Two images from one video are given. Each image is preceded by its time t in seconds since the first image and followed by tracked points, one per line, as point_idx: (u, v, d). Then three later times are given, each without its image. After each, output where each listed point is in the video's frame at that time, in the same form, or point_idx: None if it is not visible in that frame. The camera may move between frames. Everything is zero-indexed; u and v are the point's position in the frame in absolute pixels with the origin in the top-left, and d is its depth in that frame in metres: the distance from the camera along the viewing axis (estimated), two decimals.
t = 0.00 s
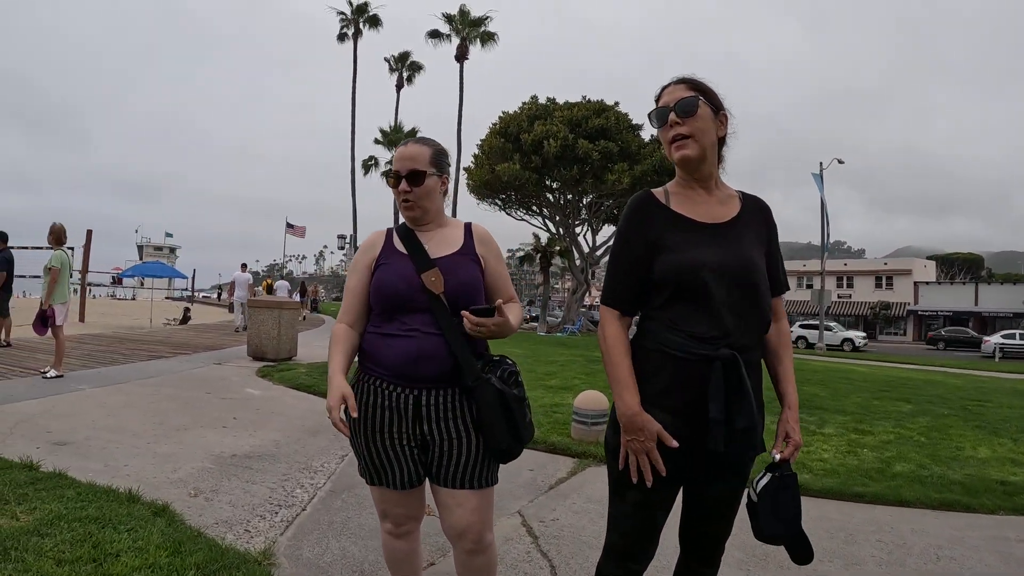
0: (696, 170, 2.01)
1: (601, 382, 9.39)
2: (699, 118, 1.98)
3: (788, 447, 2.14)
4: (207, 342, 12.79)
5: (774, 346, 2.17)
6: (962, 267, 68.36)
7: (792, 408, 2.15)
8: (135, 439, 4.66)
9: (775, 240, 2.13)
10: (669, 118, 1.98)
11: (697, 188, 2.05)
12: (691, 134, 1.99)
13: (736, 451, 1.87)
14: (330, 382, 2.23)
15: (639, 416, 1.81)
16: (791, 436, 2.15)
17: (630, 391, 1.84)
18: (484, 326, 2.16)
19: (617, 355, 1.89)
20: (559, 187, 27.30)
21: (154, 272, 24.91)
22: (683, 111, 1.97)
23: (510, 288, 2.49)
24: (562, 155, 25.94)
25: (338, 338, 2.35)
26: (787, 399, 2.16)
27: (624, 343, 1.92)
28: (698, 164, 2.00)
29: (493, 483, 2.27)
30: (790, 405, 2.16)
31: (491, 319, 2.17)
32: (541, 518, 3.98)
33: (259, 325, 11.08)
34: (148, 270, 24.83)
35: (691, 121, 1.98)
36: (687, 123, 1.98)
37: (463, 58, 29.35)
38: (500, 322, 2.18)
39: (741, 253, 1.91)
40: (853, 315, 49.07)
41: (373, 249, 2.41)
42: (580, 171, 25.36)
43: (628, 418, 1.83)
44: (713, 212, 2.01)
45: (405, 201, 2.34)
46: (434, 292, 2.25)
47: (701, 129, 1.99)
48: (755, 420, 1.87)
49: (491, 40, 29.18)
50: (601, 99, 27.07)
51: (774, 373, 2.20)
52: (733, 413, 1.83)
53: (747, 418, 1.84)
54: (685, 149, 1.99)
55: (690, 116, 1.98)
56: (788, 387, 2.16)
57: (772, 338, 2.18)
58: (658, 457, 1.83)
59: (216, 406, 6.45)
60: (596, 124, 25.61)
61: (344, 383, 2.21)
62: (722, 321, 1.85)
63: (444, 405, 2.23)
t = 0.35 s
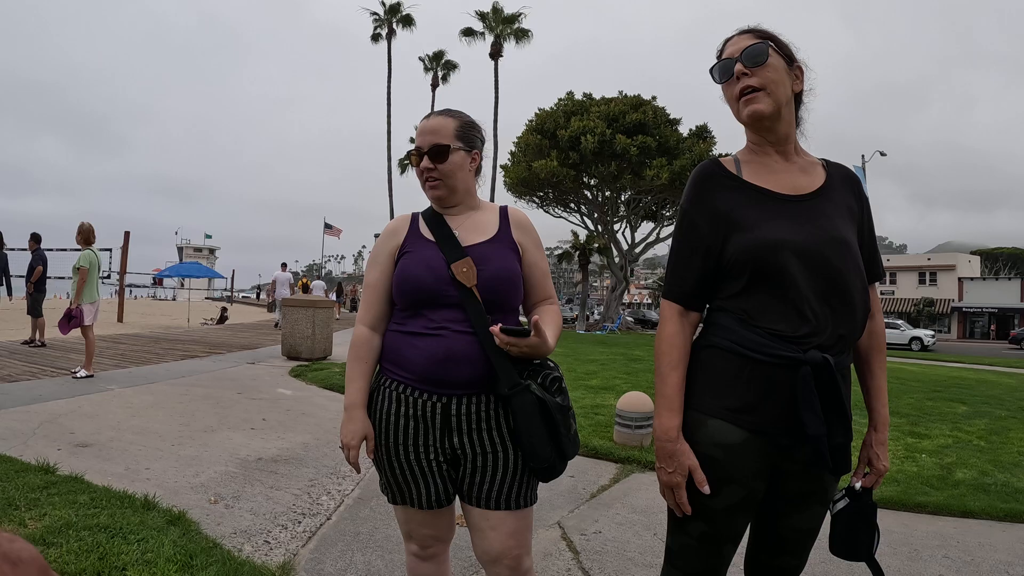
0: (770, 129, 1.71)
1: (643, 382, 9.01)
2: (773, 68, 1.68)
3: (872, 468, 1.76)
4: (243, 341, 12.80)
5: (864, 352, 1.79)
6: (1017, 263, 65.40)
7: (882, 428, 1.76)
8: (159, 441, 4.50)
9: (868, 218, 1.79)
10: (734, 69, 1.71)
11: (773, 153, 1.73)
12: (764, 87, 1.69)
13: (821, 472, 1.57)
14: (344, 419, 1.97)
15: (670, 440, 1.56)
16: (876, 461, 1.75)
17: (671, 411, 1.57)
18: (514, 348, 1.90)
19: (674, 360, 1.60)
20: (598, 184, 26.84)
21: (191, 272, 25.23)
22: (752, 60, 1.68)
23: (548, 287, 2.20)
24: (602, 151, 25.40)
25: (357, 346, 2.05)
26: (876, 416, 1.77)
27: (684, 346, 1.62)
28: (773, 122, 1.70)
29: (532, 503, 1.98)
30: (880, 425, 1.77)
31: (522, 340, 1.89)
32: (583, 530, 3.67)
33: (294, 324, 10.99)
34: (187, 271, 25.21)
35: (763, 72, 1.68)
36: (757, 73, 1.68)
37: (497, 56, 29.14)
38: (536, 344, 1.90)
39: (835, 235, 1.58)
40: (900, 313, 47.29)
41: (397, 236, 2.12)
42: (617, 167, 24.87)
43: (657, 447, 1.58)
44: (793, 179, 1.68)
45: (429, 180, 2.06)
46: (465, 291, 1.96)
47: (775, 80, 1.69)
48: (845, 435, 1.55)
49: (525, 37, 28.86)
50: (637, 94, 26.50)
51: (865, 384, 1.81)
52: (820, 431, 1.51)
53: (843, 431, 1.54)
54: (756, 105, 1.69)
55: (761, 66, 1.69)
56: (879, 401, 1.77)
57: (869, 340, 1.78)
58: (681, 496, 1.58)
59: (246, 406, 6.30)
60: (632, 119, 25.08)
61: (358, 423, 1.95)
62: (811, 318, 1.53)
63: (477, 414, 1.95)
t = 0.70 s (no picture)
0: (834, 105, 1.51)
1: (688, 381, 8.73)
2: (837, 34, 1.48)
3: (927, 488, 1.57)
4: (286, 340, 12.97)
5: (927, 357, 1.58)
6: None
7: (949, 442, 1.55)
8: (196, 439, 4.49)
9: (937, 205, 1.59)
10: (792, 37, 1.51)
11: (834, 132, 1.54)
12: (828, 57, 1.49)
13: (894, 492, 1.37)
14: (372, 423, 1.83)
15: (722, 458, 1.40)
16: (936, 482, 1.55)
17: (721, 422, 1.41)
18: (552, 360, 1.75)
19: (726, 364, 1.44)
20: (639, 180, 26.39)
21: (233, 272, 25.78)
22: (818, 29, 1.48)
23: (586, 284, 2.02)
24: (643, 146, 24.98)
25: (386, 347, 1.91)
26: (941, 429, 1.56)
27: (738, 348, 1.44)
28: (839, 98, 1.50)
29: (569, 515, 1.84)
30: (945, 439, 1.56)
31: (559, 350, 1.74)
32: (624, 537, 3.50)
33: (334, 323, 11.07)
34: (231, 271, 25.76)
35: (825, 39, 1.49)
36: (819, 41, 1.48)
37: (535, 53, 28.96)
38: (575, 347, 1.76)
39: (908, 222, 1.40)
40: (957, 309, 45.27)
41: (427, 229, 1.98)
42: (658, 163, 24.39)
43: (707, 464, 1.42)
44: (856, 162, 1.49)
45: (455, 171, 1.93)
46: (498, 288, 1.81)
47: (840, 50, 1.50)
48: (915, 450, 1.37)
49: (563, 33, 28.56)
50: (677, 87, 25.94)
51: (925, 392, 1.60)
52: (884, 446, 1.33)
53: (902, 452, 1.35)
54: (819, 75, 1.49)
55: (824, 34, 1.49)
56: (946, 411, 1.56)
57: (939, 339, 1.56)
58: (724, 521, 1.40)
59: (285, 404, 6.30)
60: (673, 113, 24.57)
61: (387, 426, 1.82)
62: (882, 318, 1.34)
63: (510, 421, 1.80)
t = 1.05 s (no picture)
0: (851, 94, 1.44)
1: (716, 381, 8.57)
2: (862, 22, 1.41)
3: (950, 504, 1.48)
4: (315, 339, 13.12)
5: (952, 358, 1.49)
6: None
7: (976, 453, 1.46)
8: (219, 437, 4.54)
9: (961, 198, 1.51)
10: (816, 25, 1.43)
11: (849, 123, 1.48)
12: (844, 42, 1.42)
13: (917, 506, 1.31)
14: (375, 425, 1.83)
15: (731, 469, 1.33)
16: (962, 496, 1.46)
17: (731, 431, 1.35)
18: (559, 363, 1.71)
19: (738, 368, 1.37)
20: (667, 178, 26.04)
21: (262, 272, 26.17)
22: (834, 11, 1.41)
23: (597, 283, 1.96)
24: (670, 143, 24.74)
25: (392, 347, 1.89)
26: (966, 439, 1.47)
27: (750, 351, 1.37)
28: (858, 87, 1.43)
29: (577, 520, 1.80)
30: (973, 449, 1.47)
31: (565, 351, 1.70)
32: (643, 541, 3.41)
33: (360, 323, 11.16)
34: (261, 272, 26.17)
35: (849, 27, 1.42)
36: (842, 29, 1.41)
37: (562, 52, 28.81)
38: (580, 350, 1.71)
39: (932, 215, 1.33)
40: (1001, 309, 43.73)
41: (434, 228, 1.95)
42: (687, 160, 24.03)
43: (714, 476, 1.35)
44: (874, 152, 1.42)
45: (458, 169, 1.90)
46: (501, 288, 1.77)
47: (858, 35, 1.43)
48: (939, 461, 1.30)
49: (589, 31, 28.39)
50: (705, 84, 25.59)
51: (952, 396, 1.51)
52: (904, 459, 1.27)
53: (927, 466, 1.28)
54: (844, 65, 1.42)
55: (840, 19, 1.42)
56: (972, 418, 1.47)
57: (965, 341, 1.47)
58: (732, 535, 1.34)
59: (309, 402, 6.35)
60: (701, 111, 24.23)
61: (389, 430, 1.82)
62: (903, 317, 1.28)
63: (517, 424, 1.76)
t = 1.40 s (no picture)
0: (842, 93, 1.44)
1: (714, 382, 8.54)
2: (853, 30, 1.41)
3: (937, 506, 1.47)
4: (313, 340, 13.10)
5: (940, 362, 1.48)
6: None
7: (963, 454, 1.45)
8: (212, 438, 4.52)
9: (949, 199, 1.51)
10: (807, 35, 1.42)
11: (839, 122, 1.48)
12: (831, 45, 1.43)
13: (907, 510, 1.29)
14: (356, 423, 1.84)
15: (715, 468, 1.34)
16: (951, 496, 1.45)
17: (715, 429, 1.35)
18: (545, 362, 1.71)
19: (723, 367, 1.37)
20: (665, 179, 26.02)
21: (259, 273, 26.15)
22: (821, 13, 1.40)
23: (586, 284, 1.96)
24: (667, 144, 24.81)
25: (378, 345, 1.90)
26: (954, 441, 1.46)
27: (734, 349, 1.38)
28: (848, 87, 1.43)
29: (565, 521, 1.80)
30: (962, 450, 1.45)
31: (552, 350, 1.71)
32: (636, 542, 3.36)
33: (357, 324, 11.15)
34: (258, 272, 26.16)
35: (840, 36, 1.42)
36: (834, 39, 1.41)
37: (559, 52, 28.81)
38: (568, 348, 1.72)
39: (919, 213, 1.33)
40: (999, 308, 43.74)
41: (422, 227, 1.95)
42: (684, 161, 24.01)
43: (698, 476, 1.35)
44: (861, 152, 1.42)
45: (445, 169, 1.91)
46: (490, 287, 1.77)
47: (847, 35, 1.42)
48: (927, 461, 1.30)
49: (586, 32, 28.40)
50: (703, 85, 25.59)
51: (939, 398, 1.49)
52: (892, 459, 1.27)
53: (915, 466, 1.28)
54: (833, 75, 1.43)
55: (828, 19, 1.42)
56: (959, 419, 1.46)
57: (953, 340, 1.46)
58: (715, 536, 1.34)
59: (305, 403, 6.33)
60: (698, 111, 24.23)
61: (370, 427, 1.83)
62: (889, 313, 1.28)
63: (504, 425, 1.76)
